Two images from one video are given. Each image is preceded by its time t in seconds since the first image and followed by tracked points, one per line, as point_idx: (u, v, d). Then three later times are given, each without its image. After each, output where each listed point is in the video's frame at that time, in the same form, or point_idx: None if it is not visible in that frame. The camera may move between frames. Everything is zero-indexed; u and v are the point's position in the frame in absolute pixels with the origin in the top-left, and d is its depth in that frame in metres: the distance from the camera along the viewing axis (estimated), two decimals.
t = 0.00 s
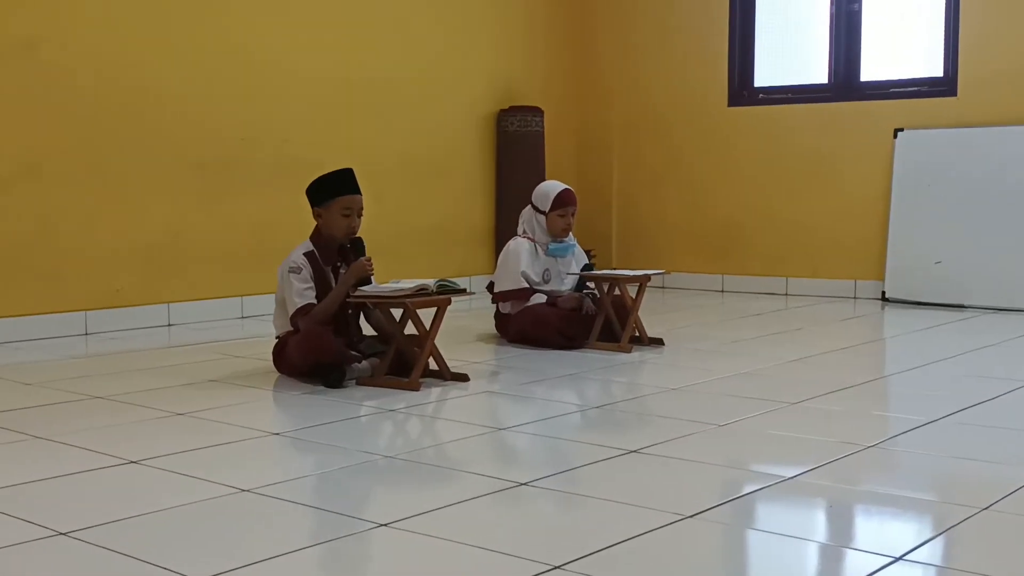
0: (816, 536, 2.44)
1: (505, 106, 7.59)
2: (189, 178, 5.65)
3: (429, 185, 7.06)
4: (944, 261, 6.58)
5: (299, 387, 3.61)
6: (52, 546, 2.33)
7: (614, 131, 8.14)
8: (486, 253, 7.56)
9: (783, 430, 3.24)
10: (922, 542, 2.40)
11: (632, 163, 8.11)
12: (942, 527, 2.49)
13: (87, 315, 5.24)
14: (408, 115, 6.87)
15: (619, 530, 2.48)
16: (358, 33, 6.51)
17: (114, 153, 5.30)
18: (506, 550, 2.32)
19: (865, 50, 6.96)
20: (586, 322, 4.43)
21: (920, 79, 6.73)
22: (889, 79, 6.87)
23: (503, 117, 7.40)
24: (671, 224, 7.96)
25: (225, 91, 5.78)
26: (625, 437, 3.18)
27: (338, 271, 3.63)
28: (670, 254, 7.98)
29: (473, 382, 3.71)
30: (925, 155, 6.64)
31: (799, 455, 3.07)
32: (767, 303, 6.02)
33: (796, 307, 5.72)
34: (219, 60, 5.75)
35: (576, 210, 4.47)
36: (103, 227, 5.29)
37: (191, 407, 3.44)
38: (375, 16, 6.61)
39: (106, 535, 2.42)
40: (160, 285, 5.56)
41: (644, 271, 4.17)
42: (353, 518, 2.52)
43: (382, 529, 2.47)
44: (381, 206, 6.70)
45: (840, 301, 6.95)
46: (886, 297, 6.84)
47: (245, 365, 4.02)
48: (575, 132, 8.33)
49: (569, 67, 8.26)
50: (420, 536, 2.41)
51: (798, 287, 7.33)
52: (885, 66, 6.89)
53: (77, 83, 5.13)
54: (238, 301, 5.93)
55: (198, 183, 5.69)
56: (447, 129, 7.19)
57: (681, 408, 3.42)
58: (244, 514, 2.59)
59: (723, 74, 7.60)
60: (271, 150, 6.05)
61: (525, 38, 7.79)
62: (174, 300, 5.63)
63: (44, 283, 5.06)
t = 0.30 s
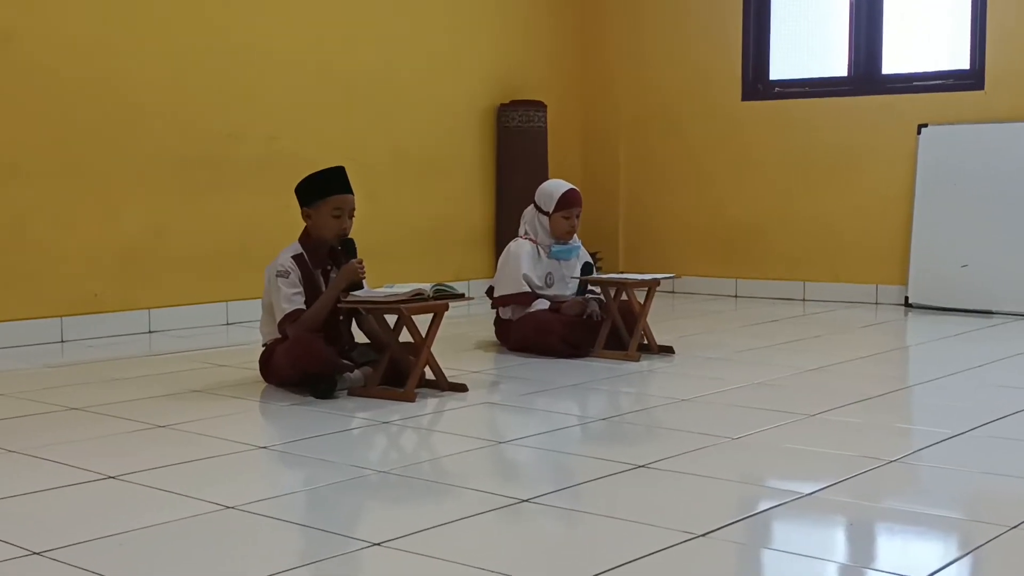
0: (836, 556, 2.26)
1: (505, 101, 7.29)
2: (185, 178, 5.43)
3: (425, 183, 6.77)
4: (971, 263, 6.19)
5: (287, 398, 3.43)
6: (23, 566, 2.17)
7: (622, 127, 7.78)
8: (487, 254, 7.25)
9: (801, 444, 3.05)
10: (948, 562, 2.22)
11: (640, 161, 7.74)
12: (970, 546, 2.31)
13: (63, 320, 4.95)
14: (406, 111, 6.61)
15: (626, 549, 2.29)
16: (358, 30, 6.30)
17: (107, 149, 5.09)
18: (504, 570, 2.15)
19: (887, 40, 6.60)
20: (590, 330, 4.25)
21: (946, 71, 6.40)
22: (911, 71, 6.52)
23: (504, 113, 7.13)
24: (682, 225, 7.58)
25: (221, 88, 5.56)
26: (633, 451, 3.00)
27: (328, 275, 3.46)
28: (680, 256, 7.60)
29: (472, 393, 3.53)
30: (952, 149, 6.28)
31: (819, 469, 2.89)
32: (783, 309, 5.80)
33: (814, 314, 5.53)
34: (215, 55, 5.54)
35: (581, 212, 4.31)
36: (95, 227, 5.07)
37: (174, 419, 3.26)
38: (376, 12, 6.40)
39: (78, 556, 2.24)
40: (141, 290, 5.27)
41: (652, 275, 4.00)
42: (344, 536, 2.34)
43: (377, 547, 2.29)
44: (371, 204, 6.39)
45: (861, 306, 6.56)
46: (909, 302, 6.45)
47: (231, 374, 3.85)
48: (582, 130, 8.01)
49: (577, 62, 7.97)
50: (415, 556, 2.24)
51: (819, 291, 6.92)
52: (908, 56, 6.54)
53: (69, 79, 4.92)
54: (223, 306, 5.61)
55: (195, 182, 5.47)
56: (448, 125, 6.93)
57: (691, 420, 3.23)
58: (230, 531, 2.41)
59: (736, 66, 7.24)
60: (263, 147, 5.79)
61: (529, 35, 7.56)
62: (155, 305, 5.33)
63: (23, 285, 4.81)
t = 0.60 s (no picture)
0: None
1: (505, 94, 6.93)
2: (184, 179, 5.23)
3: (421, 182, 6.44)
4: (1000, 267, 5.89)
5: (275, 409, 3.25)
6: None
7: (629, 124, 7.43)
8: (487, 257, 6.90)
9: (820, 458, 2.86)
10: None
11: (647, 159, 7.39)
12: (1003, 567, 2.13)
13: (36, 327, 4.70)
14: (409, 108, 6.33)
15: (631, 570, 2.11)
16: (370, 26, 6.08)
17: (100, 147, 4.89)
18: None
19: (910, 29, 6.30)
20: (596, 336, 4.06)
21: (973, 62, 6.10)
22: (937, 62, 6.22)
23: (505, 106, 6.78)
24: (693, 226, 7.23)
25: (221, 85, 5.35)
26: (643, 465, 2.81)
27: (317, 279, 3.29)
28: (691, 258, 7.25)
29: (471, 404, 3.34)
30: (979, 144, 5.99)
31: (841, 485, 2.70)
32: (799, 315, 5.60)
33: (834, 319, 5.33)
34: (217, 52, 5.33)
35: (586, 211, 4.15)
36: (87, 228, 4.87)
37: (155, 430, 3.08)
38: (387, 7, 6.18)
39: None
40: (120, 295, 5.01)
41: (662, 279, 3.83)
42: (335, 555, 2.16)
43: (369, 568, 2.11)
44: (362, 203, 6.07)
45: (883, 311, 6.25)
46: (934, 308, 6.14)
47: (215, 383, 3.67)
48: (586, 126, 7.63)
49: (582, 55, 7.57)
50: None
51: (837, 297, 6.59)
52: (933, 46, 6.23)
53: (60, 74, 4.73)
54: (207, 312, 5.33)
55: (193, 182, 5.27)
56: (446, 121, 6.59)
57: (703, 433, 3.04)
58: (213, 550, 2.23)
59: (751, 57, 6.91)
60: (261, 147, 5.54)
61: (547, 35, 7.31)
62: (134, 312, 5.06)
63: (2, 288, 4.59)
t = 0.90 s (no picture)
0: None
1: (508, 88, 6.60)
2: (187, 180, 5.04)
3: (420, 182, 6.14)
4: None
5: (263, 420, 3.10)
6: None
7: (639, 121, 7.17)
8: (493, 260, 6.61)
9: (840, 473, 2.70)
10: None
11: (658, 157, 7.12)
12: None
13: (11, 333, 4.45)
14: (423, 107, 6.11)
15: None
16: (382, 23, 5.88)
17: (102, 147, 4.71)
18: None
19: (935, 19, 6.01)
20: (603, 344, 3.91)
21: (1001, 54, 5.84)
22: (964, 54, 5.94)
23: (506, 100, 6.45)
24: (706, 227, 6.94)
25: (226, 84, 5.15)
26: (654, 481, 2.64)
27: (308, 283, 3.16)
28: (704, 261, 6.98)
29: (471, 415, 3.19)
30: (1009, 140, 5.70)
31: (863, 500, 2.54)
32: (817, 321, 5.42)
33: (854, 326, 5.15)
34: (224, 50, 5.14)
35: (592, 210, 4.01)
36: (89, 230, 4.69)
37: (138, 443, 2.91)
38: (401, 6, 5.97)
39: None
40: (102, 300, 4.76)
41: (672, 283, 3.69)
42: None
43: None
44: (361, 203, 5.78)
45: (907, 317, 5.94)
46: (962, 313, 5.85)
47: (202, 393, 3.51)
48: (594, 122, 7.37)
49: (592, 50, 7.31)
50: None
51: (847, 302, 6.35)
52: (958, 37, 5.97)
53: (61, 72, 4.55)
54: (191, 318, 5.06)
55: (200, 185, 5.08)
56: (447, 119, 6.30)
57: (715, 446, 2.88)
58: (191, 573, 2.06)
59: (768, 49, 6.62)
60: (263, 148, 5.32)
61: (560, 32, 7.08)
62: (114, 317, 4.80)
63: None
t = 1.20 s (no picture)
0: None
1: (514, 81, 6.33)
2: (183, 183, 4.87)
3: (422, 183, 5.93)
4: None
5: (253, 433, 2.96)
6: None
7: (650, 118, 6.88)
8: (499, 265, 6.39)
9: (864, 489, 2.53)
10: None
11: (671, 156, 6.83)
12: None
13: None
14: (430, 108, 5.95)
15: None
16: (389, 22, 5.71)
17: (99, 148, 4.56)
18: None
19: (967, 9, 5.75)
20: (613, 353, 3.75)
21: None
22: (997, 45, 5.68)
23: (512, 94, 6.22)
24: (723, 229, 6.66)
25: (227, 84, 4.99)
26: (669, 497, 2.48)
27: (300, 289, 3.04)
28: (721, 264, 6.68)
29: (473, 428, 3.04)
30: None
31: (894, 517, 2.38)
32: (841, 329, 5.25)
33: (879, 335, 4.98)
34: (226, 49, 4.98)
35: (601, 211, 3.86)
36: (87, 233, 4.55)
37: (122, 458, 2.76)
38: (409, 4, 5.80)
39: None
40: (87, 305, 4.57)
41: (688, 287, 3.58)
42: None
43: None
44: (359, 203, 5.59)
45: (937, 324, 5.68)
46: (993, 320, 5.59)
47: (191, 404, 3.36)
48: (602, 118, 7.08)
49: (599, 46, 7.02)
50: None
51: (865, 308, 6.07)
52: (991, 27, 5.70)
53: (58, 70, 4.41)
54: (179, 324, 4.86)
55: (200, 188, 4.93)
56: (453, 119, 6.09)
57: (733, 461, 2.72)
58: None
59: (789, 41, 6.33)
60: (262, 150, 5.16)
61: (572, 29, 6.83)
62: (97, 324, 4.60)
63: None
